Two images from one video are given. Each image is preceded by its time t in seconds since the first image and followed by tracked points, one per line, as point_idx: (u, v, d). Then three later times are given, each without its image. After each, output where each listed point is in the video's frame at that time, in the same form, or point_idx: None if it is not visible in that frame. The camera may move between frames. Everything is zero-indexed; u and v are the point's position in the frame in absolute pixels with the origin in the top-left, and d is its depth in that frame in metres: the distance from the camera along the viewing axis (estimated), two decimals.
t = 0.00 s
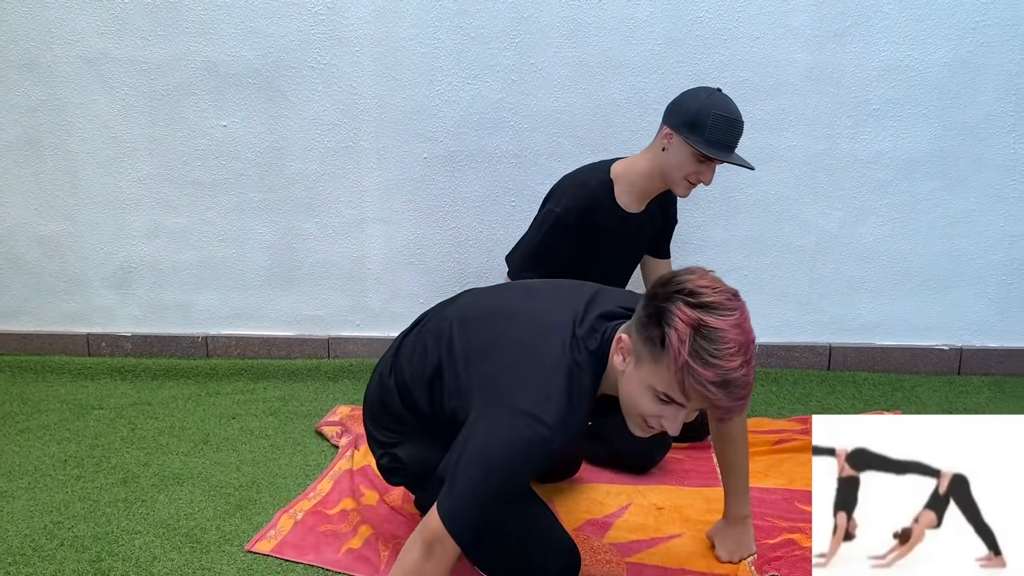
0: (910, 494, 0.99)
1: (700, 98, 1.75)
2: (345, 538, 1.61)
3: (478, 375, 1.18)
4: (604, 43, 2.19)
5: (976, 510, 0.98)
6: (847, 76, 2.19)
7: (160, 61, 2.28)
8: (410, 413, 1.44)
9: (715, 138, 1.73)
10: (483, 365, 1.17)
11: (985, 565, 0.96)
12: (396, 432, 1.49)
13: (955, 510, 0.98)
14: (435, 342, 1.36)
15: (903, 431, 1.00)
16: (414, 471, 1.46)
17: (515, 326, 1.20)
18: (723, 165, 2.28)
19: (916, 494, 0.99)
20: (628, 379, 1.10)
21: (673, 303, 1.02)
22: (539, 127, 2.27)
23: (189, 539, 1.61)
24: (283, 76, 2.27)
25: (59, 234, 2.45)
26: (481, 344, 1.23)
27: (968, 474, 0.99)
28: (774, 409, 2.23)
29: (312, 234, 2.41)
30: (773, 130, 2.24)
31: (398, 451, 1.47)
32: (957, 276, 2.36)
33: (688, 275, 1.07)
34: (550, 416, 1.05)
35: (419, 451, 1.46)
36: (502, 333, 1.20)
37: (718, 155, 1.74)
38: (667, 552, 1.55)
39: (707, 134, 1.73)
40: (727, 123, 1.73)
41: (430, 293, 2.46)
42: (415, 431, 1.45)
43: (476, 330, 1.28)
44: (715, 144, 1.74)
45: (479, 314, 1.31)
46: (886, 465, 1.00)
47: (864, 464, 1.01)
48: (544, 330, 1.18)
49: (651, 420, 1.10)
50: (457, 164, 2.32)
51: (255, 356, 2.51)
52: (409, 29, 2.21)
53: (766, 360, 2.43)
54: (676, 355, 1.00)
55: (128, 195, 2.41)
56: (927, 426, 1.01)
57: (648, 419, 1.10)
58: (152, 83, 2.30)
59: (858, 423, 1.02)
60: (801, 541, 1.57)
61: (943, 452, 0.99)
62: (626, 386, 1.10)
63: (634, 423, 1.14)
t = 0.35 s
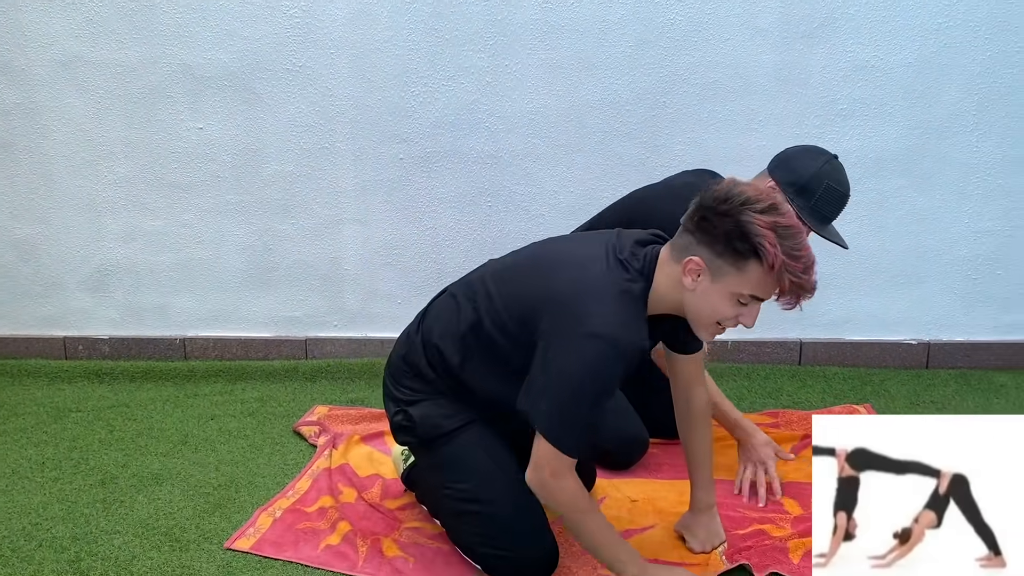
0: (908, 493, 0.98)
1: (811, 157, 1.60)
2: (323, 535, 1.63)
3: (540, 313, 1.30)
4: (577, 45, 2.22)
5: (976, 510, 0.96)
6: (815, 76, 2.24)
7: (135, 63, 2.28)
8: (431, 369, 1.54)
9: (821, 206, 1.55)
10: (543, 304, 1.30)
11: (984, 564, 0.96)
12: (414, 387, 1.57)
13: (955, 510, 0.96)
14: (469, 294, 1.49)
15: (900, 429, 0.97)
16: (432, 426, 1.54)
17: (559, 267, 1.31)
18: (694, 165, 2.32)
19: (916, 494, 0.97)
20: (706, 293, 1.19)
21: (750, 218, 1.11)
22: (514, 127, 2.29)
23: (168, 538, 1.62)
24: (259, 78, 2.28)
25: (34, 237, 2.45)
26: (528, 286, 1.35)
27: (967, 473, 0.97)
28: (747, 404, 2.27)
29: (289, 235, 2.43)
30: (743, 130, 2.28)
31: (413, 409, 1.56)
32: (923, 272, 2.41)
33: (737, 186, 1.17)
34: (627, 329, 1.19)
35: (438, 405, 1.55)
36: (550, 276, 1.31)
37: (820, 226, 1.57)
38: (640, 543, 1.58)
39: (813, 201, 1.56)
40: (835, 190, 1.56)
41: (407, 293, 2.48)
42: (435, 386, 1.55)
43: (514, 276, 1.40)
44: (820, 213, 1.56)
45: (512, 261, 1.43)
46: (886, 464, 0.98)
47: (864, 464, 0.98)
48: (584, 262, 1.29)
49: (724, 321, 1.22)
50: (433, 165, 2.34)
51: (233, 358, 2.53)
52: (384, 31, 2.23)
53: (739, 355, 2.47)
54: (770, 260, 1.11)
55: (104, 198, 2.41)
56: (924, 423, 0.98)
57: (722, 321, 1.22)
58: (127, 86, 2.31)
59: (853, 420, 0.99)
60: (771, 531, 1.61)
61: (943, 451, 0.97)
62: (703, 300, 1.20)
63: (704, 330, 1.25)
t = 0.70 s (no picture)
0: (911, 494, 1.04)
1: (873, 161, 1.55)
2: (301, 536, 1.65)
3: (573, 298, 1.39)
4: (549, 51, 2.26)
5: (977, 510, 1.03)
6: (781, 81, 2.28)
7: (110, 71, 2.29)
8: (436, 358, 1.59)
9: (878, 217, 1.52)
10: (577, 288, 1.38)
11: (985, 564, 1.02)
12: (416, 376, 1.62)
13: (955, 510, 1.02)
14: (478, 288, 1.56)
15: (902, 434, 1.05)
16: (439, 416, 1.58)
17: (583, 257, 1.39)
18: (665, 168, 2.36)
19: (918, 495, 1.03)
20: (712, 280, 1.29)
21: (761, 219, 1.21)
22: (488, 133, 2.33)
23: (147, 542, 1.64)
24: (234, 85, 2.30)
25: (9, 245, 2.45)
26: (550, 275, 1.43)
27: (967, 474, 1.03)
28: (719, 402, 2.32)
29: (265, 241, 2.44)
30: (713, 134, 2.33)
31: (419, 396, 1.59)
32: (889, 271, 2.46)
33: (741, 184, 1.25)
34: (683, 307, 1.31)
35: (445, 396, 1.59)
36: (576, 270, 1.39)
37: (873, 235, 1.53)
38: (614, 538, 1.65)
39: (874, 208, 1.51)
40: (896, 200, 1.52)
41: (384, 297, 2.50)
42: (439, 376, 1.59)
43: (526, 268, 1.48)
44: (877, 222, 1.52)
45: (517, 254, 1.51)
46: (886, 464, 1.05)
47: (864, 464, 1.05)
48: (605, 245, 1.39)
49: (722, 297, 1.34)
50: (408, 170, 2.37)
51: (211, 363, 2.54)
52: (358, 38, 2.25)
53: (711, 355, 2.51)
54: (782, 250, 1.23)
55: (79, 205, 2.42)
56: (925, 428, 1.05)
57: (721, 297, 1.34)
58: (102, 94, 2.31)
59: (858, 423, 1.06)
60: (740, 526, 1.69)
61: (943, 452, 1.04)
62: (708, 285, 1.31)
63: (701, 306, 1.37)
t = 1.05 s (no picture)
0: (911, 494, 1.11)
1: (852, 162, 1.57)
2: (285, 542, 1.66)
3: (610, 277, 1.41)
4: (528, 58, 2.28)
5: (977, 510, 1.11)
6: (757, 86, 2.32)
7: (89, 80, 2.29)
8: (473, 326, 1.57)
9: (851, 215, 1.52)
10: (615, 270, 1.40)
11: (985, 564, 1.10)
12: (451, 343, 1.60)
13: (955, 510, 1.10)
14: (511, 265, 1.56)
15: (898, 435, 1.12)
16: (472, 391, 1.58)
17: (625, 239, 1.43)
18: (644, 173, 2.38)
19: (918, 495, 1.11)
20: (718, 270, 1.33)
21: (774, 214, 1.26)
22: (468, 140, 2.34)
23: (130, 549, 1.64)
24: (215, 93, 2.31)
25: None
26: (590, 255, 1.45)
27: (967, 474, 1.11)
28: (699, 404, 2.34)
29: (247, 248, 2.45)
30: (690, 139, 2.36)
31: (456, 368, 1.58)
32: (866, 273, 2.50)
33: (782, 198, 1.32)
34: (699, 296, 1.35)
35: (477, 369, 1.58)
36: (616, 249, 1.42)
37: (853, 235, 1.53)
38: (595, 540, 1.67)
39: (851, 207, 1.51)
40: (872, 198, 1.52)
41: (366, 303, 2.51)
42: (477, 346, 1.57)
43: (563, 248, 1.50)
44: (850, 221, 1.53)
45: (557, 237, 1.53)
46: (886, 464, 1.12)
47: (864, 464, 1.12)
48: (648, 233, 1.43)
49: (730, 302, 1.34)
50: (389, 177, 2.38)
51: (193, 371, 2.54)
52: (338, 46, 2.27)
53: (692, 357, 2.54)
54: (780, 247, 1.23)
55: (60, 215, 2.41)
56: (930, 428, 1.13)
57: (728, 300, 1.34)
58: (82, 103, 2.31)
59: (859, 426, 1.13)
60: (721, 526, 1.71)
61: (943, 453, 1.12)
62: (715, 276, 1.33)
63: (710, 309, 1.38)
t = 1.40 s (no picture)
0: (911, 494, 1.15)
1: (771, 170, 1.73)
2: (276, 551, 1.67)
3: (600, 287, 1.43)
4: (515, 67, 2.29)
5: (977, 510, 1.14)
6: (742, 94, 2.34)
7: (77, 91, 2.30)
8: (464, 339, 1.59)
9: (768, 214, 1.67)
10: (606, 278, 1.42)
11: (985, 564, 1.12)
12: (443, 357, 1.61)
13: (955, 510, 1.13)
14: (502, 275, 1.57)
15: (900, 435, 1.16)
16: (465, 404, 1.59)
17: (615, 251, 1.45)
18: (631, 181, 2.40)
19: (918, 495, 1.14)
20: (708, 286, 1.36)
21: (768, 233, 1.31)
22: (456, 149, 2.36)
23: (120, 560, 1.64)
24: (203, 104, 2.31)
25: None
26: (581, 264, 1.47)
27: (967, 474, 1.14)
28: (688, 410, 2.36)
29: (237, 258, 2.45)
30: (676, 146, 2.38)
31: (447, 384, 1.60)
32: (851, 278, 2.53)
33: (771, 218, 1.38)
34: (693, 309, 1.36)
35: (469, 384, 1.59)
36: (606, 261, 1.44)
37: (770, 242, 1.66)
38: (584, 545, 1.68)
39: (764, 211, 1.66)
40: (782, 201, 1.68)
41: (355, 312, 2.52)
42: (467, 360, 1.59)
43: (556, 258, 1.52)
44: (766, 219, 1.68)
45: (545, 250, 1.55)
46: (886, 464, 1.16)
47: (863, 464, 1.17)
48: (637, 244, 1.45)
49: (719, 320, 1.37)
50: (378, 186, 2.39)
51: (183, 381, 2.54)
52: (325, 56, 2.28)
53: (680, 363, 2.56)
54: (773, 263, 1.28)
55: (48, 226, 2.41)
56: (930, 429, 1.16)
57: (718, 318, 1.38)
58: (69, 115, 2.32)
59: (860, 428, 1.18)
60: (709, 530, 1.73)
61: (944, 454, 1.15)
62: (705, 292, 1.36)
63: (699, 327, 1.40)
